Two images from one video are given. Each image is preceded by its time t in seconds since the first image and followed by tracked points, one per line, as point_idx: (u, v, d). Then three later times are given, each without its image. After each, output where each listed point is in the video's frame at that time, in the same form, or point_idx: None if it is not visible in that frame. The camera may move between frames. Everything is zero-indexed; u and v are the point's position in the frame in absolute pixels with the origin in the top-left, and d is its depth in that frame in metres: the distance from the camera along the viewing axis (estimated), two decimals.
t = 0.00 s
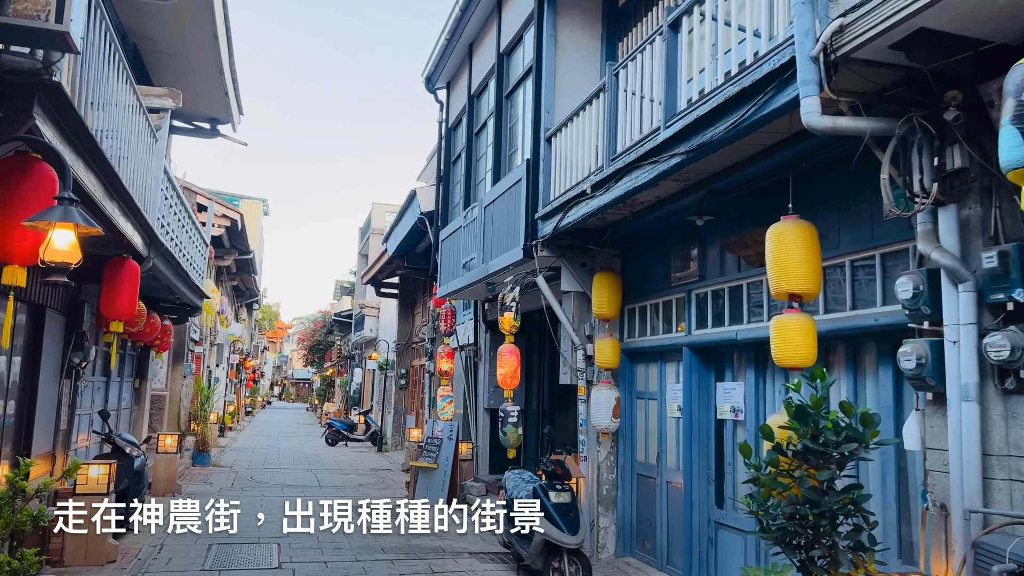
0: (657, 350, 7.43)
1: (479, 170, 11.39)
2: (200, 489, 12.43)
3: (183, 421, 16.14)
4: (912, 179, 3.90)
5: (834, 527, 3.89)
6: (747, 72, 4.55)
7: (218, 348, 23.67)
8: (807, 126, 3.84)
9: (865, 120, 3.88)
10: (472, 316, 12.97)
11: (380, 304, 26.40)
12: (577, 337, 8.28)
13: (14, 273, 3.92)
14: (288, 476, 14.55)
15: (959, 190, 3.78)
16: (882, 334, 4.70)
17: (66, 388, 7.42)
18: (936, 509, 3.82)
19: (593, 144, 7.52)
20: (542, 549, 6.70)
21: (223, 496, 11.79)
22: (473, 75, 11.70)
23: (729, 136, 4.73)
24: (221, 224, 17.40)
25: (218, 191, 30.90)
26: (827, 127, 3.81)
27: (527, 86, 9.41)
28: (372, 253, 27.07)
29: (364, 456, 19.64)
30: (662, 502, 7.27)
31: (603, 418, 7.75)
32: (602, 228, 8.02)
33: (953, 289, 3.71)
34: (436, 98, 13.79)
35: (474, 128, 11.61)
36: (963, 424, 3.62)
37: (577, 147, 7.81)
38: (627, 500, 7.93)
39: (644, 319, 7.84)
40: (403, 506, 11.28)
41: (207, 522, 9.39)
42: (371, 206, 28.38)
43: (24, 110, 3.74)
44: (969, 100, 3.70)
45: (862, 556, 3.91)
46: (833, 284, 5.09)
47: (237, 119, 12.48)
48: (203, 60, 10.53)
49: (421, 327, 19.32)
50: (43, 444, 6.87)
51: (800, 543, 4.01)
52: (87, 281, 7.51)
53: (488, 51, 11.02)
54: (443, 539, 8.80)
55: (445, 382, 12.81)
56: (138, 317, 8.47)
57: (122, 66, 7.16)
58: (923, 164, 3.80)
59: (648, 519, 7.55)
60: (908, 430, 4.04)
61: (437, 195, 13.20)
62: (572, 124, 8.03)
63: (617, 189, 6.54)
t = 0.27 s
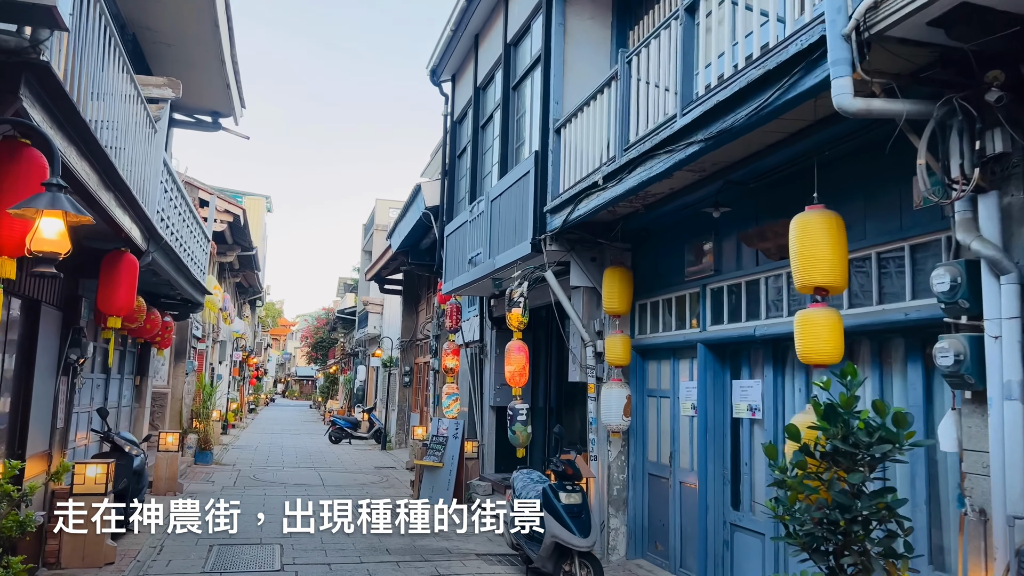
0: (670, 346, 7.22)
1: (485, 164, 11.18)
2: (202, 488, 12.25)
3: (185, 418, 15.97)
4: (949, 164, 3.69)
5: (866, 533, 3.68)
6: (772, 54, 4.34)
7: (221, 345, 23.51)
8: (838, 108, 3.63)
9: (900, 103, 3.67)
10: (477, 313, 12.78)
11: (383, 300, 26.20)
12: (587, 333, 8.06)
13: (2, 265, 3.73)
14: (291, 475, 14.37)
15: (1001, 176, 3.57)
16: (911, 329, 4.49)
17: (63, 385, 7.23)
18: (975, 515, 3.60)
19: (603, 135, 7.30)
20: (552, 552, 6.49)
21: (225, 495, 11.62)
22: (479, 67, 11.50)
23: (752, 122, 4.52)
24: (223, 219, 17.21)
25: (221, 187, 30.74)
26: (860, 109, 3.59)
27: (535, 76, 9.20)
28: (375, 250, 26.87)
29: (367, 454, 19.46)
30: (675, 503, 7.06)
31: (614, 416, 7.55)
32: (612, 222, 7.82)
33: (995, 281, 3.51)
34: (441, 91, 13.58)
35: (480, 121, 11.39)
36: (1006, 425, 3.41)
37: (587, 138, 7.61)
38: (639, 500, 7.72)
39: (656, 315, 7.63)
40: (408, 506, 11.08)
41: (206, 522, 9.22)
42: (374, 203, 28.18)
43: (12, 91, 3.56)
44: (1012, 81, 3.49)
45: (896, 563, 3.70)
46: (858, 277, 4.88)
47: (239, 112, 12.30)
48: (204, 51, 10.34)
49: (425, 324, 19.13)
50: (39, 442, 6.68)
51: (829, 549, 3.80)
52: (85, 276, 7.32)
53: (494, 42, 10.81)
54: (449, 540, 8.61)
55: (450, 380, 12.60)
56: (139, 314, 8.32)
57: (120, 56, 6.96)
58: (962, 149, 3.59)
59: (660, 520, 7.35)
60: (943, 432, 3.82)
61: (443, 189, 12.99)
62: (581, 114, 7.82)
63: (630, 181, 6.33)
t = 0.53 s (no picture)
0: (684, 345, 7.02)
1: (492, 159, 10.99)
2: (204, 489, 12.08)
3: (188, 418, 15.81)
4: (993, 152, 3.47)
5: (905, 543, 3.47)
6: (799, 38, 4.14)
7: (224, 344, 23.35)
8: (875, 93, 3.42)
9: (941, 87, 3.46)
10: (484, 311, 12.61)
11: (387, 299, 26.04)
12: (598, 332, 7.86)
13: None
14: (295, 475, 14.20)
15: None
16: (945, 326, 4.29)
17: (61, 385, 7.04)
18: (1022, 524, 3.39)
19: (615, 127, 7.10)
20: (565, 557, 6.29)
21: (228, 496, 11.44)
22: (485, 60, 11.30)
23: (777, 110, 4.32)
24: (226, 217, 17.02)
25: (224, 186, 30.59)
26: (898, 93, 3.39)
27: (544, 69, 8.99)
28: (379, 248, 26.68)
29: (372, 454, 19.30)
30: (690, 506, 6.86)
31: (626, 417, 7.34)
32: (624, 217, 7.61)
33: None
34: (446, 86, 13.39)
35: (487, 116, 11.18)
36: None
37: (599, 131, 7.41)
38: (652, 503, 7.52)
39: (669, 313, 7.43)
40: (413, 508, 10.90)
41: (207, 523, 9.08)
42: (378, 200, 28.00)
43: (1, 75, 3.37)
44: None
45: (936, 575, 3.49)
46: (887, 272, 4.67)
47: (242, 108, 12.12)
48: (206, 45, 10.15)
49: (430, 323, 18.95)
50: (36, 444, 6.50)
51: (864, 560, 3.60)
52: (83, 273, 7.14)
53: (501, 34, 10.61)
54: (456, 543, 8.42)
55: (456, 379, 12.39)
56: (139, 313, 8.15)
57: (120, 47, 6.76)
58: (1008, 135, 3.37)
59: (674, 524, 7.15)
60: (984, 436, 3.61)
61: (448, 185, 12.80)
62: (592, 107, 7.62)
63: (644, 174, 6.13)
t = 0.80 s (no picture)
0: (701, 342, 6.82)
1: (499, 154, 10.79)
2: (207, 489, 11.90)
3: (190, 417, 15.63)
4: None
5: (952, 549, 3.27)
6: (833, 17, 3.95)
7: (227, 343, 23.17)
8: (920, 70, 3.22)
9: (989, 64, 3.26)
10: (491, 308, 12.42)
11: (391, 297, 25.86)
12: (611, 328, 7.65)
13: None
14: (299, 475, 14.02)
15: None
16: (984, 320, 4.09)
17: (61, 383, 6.86)
18: None
19: (630, 117, 6.89)
20: (579, 559, 6.10)
21: (231, 497, 11.25)
22: (493, 53, 11.11)
23: (808, 93, 4.12)
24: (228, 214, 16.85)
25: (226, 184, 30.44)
26: (946, 70, 3.18)
27: (554, 60, 8.80)
28: (383, 246, 26.48)
29: (376, 453, 19.10)
30: (707, 508, 6.66)
31: (640, 416, 7.14)
32: (638, 210, 7.42)
33: None
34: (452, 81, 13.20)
35: (494, 109, 10.99)
36: None
37: (612, 122, 7.21)
38: (667, 504, 7.32)
39: (685, 309, 7.22)
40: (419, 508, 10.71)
41: (207, 523, 8.91)
42: (381, 198, 27.81)
43: None
44: None
45: None
46: (921, 264, 4.47)
47: (245, 102, 11.95)
48: (208, 36, 9.97)
49: (435, 321, 18.76)
50: (34, 444, 6.32)
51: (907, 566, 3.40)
52: (83, 268, 6.95)
53: (509, 26, 10.42)
54: (464, 546, 8.22)
55: (462, 377, 12.19)
56: (141, 310, 7.97)
57: (121, 36, 6.56)
58: None
59: (690, 525, 6.96)
60: None
61: (454, 181, 12.61)
62: (605, 97, 7.43)
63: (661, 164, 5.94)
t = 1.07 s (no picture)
0: (719, 340, 6.61)
1: (507, 149, 10.60)
2: (209, 490, 11.70)
3: (192, 417, 15.43)
4: None
5: (1007, 562, 3.06)
6: None
7: (228, 342, 22.98)
8: (973, 48, 3.01)
9: None
10: (498, 306, 12.23)
11: (394, 297, 25.66)
12: (625, 327, 7.44)
13: None
14: (302, 476, 13.81)
15: None
16: None
17: (59, 382, 6.66)
18: None
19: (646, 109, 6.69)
20: (595, 566, 5.88)
21: (233, 498, 11.06)
22: (500, 47, 10.90)
23: (845, 77, 3.92)
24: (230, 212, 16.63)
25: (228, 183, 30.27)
26: (1002, 48, 2.97)
27: (565, 52, 8.59)
28: (385, 245, 26.29)
29: (379, 454, 18.92)
30: (725, 511, 6.46)
31: (656, 417, 6.94)
32: (653, 206, 7.22)
33: None
34: (458, 75, 13.00)
35: (502, 104, 10.78)
36: None
37: (626, 114, 7.01)
38: (683, 508, 7.12)
39: (702, 307, 7.02)
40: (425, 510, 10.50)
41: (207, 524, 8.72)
42: (384, 197, 27.60)
43: None
44: None
45: None
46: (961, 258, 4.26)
47: (248, 97, 11.76)
48: (210, 28, 9.77)
49: (439, 321, 18.56)
50: (32, 445, 6.11)
51: None
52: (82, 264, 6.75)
53: (517, 18, 10.22)
54: (473, 550, 8.01)
55: (468, 377, 11.97)
56: (142, 308, 7.78)
57: (121, 25, 6.34)
58: None
59: (707, 530, 6.76)
60: None
61: (460, 178, 12.40)
62: (618, 89, 7.23)
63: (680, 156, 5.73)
